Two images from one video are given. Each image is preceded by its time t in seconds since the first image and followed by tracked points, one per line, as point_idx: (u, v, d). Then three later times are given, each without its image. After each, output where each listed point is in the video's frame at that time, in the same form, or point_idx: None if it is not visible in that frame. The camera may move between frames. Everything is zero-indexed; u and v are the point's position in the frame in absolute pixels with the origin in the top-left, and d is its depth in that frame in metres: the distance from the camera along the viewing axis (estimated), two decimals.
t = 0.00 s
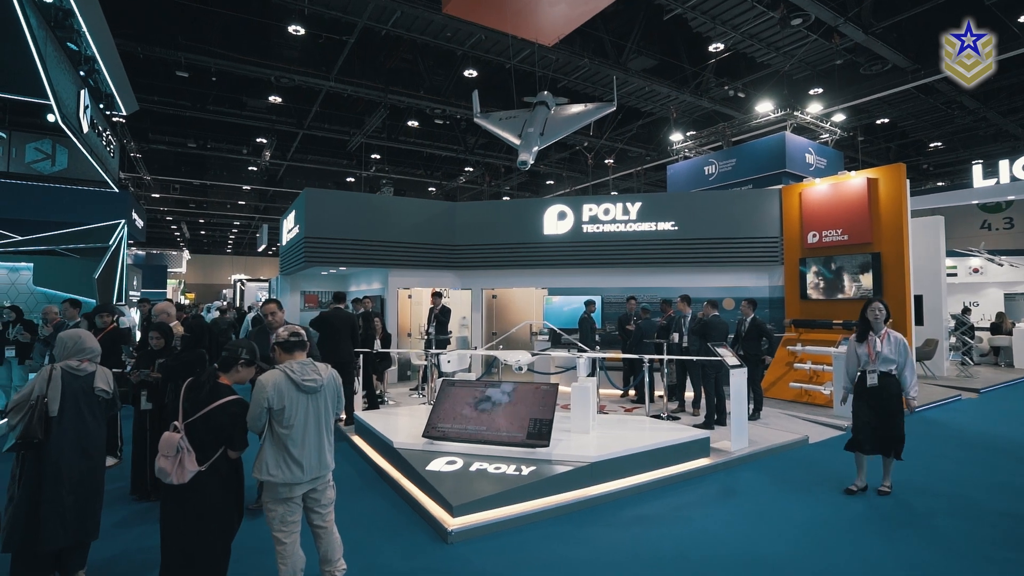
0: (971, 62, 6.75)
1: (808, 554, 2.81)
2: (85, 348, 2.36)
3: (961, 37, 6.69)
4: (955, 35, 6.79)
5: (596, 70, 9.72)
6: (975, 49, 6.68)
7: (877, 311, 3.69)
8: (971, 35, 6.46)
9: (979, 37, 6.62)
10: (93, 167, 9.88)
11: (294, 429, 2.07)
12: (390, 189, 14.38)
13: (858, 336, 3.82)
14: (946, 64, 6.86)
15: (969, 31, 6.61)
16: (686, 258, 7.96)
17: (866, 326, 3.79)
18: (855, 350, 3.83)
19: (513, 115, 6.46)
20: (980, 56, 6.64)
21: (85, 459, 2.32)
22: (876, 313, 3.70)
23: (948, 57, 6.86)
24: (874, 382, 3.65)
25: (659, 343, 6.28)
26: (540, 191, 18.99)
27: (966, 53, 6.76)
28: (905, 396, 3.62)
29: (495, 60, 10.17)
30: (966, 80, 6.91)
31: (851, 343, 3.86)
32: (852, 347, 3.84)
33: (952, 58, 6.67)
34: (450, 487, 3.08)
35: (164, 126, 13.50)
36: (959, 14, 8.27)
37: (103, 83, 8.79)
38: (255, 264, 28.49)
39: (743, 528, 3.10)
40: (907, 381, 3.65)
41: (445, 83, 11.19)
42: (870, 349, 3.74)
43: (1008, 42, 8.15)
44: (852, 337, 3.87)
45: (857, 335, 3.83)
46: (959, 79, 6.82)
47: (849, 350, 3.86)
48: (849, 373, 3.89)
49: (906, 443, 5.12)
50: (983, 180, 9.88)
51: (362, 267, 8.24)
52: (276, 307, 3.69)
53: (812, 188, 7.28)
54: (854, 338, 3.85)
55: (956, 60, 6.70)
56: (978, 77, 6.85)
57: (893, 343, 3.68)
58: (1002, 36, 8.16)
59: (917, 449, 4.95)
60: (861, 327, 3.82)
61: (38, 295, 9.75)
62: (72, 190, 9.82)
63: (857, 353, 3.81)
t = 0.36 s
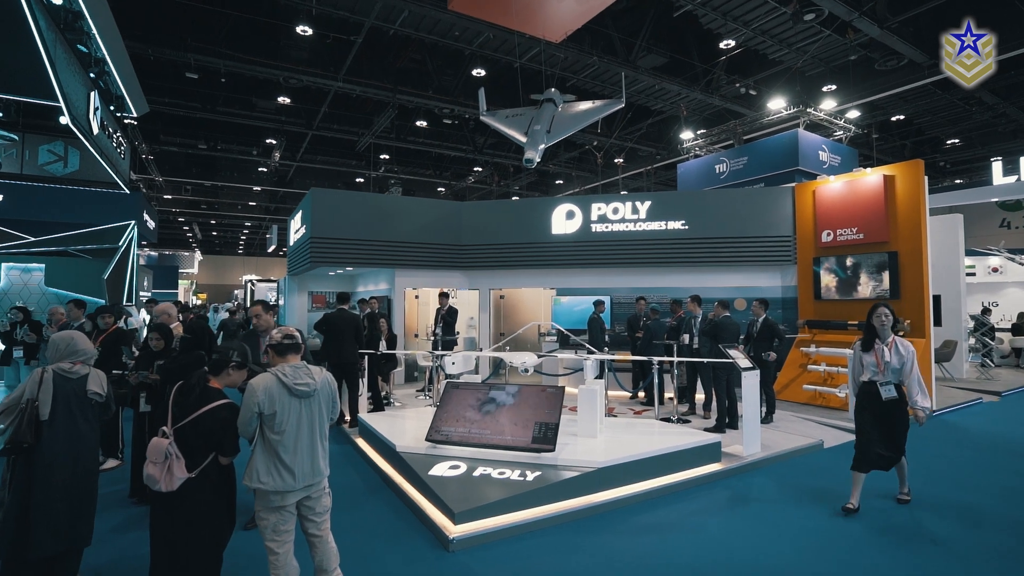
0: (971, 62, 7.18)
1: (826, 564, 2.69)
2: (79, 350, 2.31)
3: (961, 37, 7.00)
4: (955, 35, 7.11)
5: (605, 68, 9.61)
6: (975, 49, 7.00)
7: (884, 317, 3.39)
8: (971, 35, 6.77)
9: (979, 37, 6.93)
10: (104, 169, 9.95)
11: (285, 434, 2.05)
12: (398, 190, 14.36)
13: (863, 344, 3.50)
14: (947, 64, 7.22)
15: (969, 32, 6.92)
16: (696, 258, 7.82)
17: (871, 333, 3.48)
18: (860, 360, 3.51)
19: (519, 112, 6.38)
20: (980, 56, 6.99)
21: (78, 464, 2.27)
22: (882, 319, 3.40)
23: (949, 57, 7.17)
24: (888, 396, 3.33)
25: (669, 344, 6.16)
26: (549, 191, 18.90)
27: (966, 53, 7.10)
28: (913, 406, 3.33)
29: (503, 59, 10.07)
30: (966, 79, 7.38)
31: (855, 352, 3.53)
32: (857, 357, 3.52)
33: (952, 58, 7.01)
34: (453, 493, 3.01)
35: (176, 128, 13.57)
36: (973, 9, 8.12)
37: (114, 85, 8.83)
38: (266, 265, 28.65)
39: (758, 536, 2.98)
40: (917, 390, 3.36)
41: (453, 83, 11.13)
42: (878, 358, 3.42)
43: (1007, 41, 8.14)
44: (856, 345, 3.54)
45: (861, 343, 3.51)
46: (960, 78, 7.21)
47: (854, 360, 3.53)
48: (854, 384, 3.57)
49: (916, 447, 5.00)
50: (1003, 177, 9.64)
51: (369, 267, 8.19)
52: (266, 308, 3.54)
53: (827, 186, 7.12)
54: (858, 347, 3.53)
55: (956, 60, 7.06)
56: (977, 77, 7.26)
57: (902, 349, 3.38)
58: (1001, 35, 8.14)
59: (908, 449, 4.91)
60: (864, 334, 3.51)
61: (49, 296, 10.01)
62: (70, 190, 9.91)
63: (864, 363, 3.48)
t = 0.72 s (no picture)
0: (971, 62, 7.33)
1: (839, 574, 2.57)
2: (67, 350, 2.26)
3: (961, 37, 7.04)
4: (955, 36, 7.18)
5: (612, 66, 9.50)
6: (975, 49, 7.12)
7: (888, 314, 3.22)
8: (971, 35, 6.83)
9: (979, 37, 7.04)
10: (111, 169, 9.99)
11: (274, 437, 2.03)
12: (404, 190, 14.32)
13: (864, 344, 3.34)
14: (948, 64, 7.31)
15: (969, 33, 7.00)
16: (704, 257, 7.69)
17: (873, 332, 3.31)
18: (861, 360, 3.33)
19: (524, 109, 6.32)
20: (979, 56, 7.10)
21: (64, 468, 2.21)
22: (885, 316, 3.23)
23: (949, 57, 7.22)
24: (889, 399, 3.14)
25: (677, 345, 6.05)
26: (556, 190, 18.79)
27: (966, 53, 7.17)
28: (915, 411, 3.14)
29: (510, 58, 9.97)
30: (966, 79, 7.56)
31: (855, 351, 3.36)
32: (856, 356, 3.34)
33: (953, 58, 7.08)
34: (453, 498, 2.93)
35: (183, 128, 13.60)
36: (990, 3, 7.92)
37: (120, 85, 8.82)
38: (275, 265, 28.76)
39: (768, 543, 2.87)
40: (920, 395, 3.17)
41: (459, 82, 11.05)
42: (880, 358, 3.24)
43: (1007, 41, 8.04)
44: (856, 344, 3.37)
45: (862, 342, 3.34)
46: (960, 78, 7.40)
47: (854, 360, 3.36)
48: (852, 386, 3.39)
49: (925, 450, 4.88)
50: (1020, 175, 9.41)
51: (373, 267, 8.14)
52: (251, 308, 3.18)
53: (838, 183, 6.99)
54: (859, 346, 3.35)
55: (957, 61, 7.15)
56: (977, 77, 7.46)
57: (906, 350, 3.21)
58: (1001, 35, 8.04)
59: (912, 453, 4.81)
60: (866, 333, 3.35)
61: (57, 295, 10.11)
62: (73, 190, 10.06)
63: (864, 364, 3.31)
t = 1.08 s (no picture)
0: (970, 62, 7.23)
1: None
2: (51, 350, 2.18)
3: (961, 37, 6.89)
4: (955, 36, 7.02)
5: (617, 64, 9.40)
6: (975, 49, 6.99)
7: (894, 315, 2.82)
8: (971, 35, 6.68)
9: (978, 37, 6.91)
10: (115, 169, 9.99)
11: (260, 441, 2.01)
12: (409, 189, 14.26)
13: (865, 346, 2.95)
14: (948, 64, 7.14)
15: (969, 32, 6.84)
16: (712, 257, 7.58)
17: (877, 333, 2.92)
18: (861, 363, 2.97)
19: (527, 106, 6.22)
20: (979, 56, 6.97)
21: (49, 472, 2.15)
22: (891, 317, 2.83)
23: (949, 57, 7.04)
24: (884, 407, 2.81)
25: (684, 346, 5.94)
26: (561, 189, 18.70)
27: (966, 52, 7.04)
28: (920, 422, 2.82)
29: (514, 56, 9.87)
30: (966, 78, 7.48)
31: (856, 352, 2.99)
32: (857, 358, 2.98)
33: (952, 58, 6.89)
34: (451, 504, 2.84)
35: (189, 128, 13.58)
36: None
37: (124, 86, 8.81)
38: (282, 266, 28.83)
39: (778, 551, 2.77)
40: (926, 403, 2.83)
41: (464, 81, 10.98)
42: (882, 362, 2.87)
43: (1011, 40, 7.95)
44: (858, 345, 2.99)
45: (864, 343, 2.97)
46: (961, 78, 7.26)
47: (853, 362, 3.00)
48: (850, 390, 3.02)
49: (933, 454, 4.75)
50: None
51: (376, 267, 8.08)
52: (232, 307, 2.92)
53: (848, 181, 6.86)
54: (861, 347, 2.98)
55: (958, 61, 6.96)
56: (977, 77, 7.35)
57: (914, 354, 2.82)
58: (1016, 31, 7.88)
59: (910, 456, 4.70)
60: (869, 333, 2.96)
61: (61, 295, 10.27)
62: (79, 190, 10.08)
63: (865, 367, 2.94)
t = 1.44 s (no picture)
0: (971, 61, 7.11)
1: None
2: (37, 350, 2.12)
3: (961, 37, 6.77)
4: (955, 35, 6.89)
5: (623, 62, 9.31)
6: (975, 49, 6.88)
7: (900, 318, 2.57)
8: (971, 36, 6.55)
9: (978, 37, 6.78)
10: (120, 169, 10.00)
11: (249, 444, 1.97)
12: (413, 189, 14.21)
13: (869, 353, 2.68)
14: (949, 65, 7.00)
15: (969, 32, 6.72)
16: (718, 256, 7.47)
17: (882, 339, 2.66)
18: (865, 372, 2.70)
19: (530, 102, 6.12)
20: (980, 56, 6.86)
21: (35, 475, 2.09)
22: (899, 321, 2.58)
23: (949, 57, 6.91)
24: (886, 421, 2.55)
25: (690, 347, 5.84)
26: (567, 188, 18.59)
27: (966, 53, 6.92)
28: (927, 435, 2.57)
29: (519, 55, 9.78)
30: (965, 79, 7.38)
31: (860, 361, 2.73)
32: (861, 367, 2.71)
33: (953, 59, 6.77)
34: (450, 510, 2.77)
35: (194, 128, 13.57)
36: None
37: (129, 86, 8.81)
38: (288, 266, 28.88)
39: (788, 559, 2.67)
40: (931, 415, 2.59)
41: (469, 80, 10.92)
42: (888, 371, 2.61)
43: None
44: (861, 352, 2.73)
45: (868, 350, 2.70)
46: (960, 78, 7.15)
47: (857, 371, 2.72)
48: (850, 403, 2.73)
49: (944, 458, 4.63)
50: None
51: (379, 266, 8.01)
52: (211, 309, 2.86)
53: (859, 178, 6.73)
54: (864, 355, 2.72)
55: (958, 61, 6.84)
56: (977, 77, 7.27)
57: (921, 361, 2.59)
58: None
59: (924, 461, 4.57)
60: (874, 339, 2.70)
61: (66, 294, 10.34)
62: (84, 190, 10.11)
63: (869, 377, 2.67)
